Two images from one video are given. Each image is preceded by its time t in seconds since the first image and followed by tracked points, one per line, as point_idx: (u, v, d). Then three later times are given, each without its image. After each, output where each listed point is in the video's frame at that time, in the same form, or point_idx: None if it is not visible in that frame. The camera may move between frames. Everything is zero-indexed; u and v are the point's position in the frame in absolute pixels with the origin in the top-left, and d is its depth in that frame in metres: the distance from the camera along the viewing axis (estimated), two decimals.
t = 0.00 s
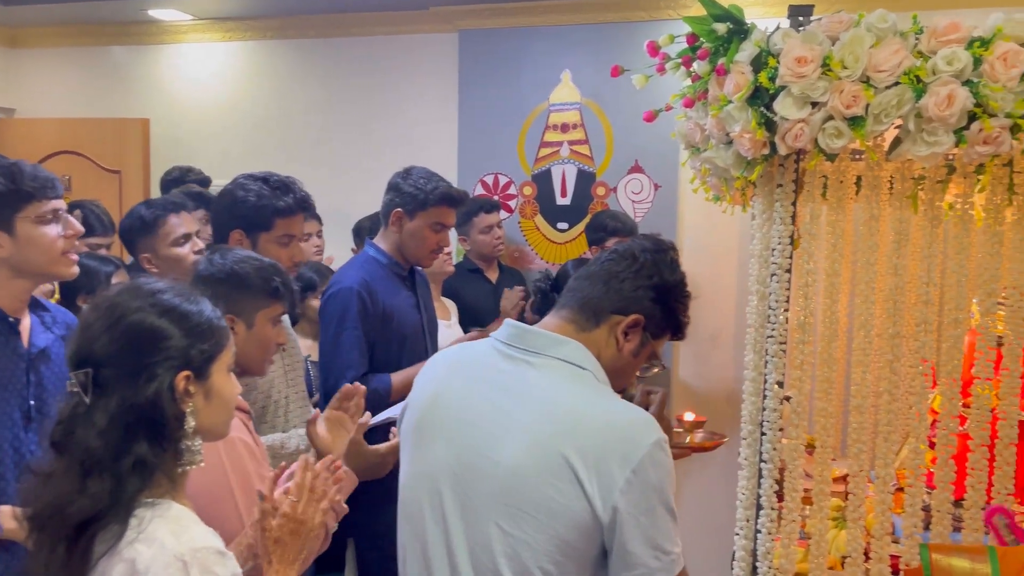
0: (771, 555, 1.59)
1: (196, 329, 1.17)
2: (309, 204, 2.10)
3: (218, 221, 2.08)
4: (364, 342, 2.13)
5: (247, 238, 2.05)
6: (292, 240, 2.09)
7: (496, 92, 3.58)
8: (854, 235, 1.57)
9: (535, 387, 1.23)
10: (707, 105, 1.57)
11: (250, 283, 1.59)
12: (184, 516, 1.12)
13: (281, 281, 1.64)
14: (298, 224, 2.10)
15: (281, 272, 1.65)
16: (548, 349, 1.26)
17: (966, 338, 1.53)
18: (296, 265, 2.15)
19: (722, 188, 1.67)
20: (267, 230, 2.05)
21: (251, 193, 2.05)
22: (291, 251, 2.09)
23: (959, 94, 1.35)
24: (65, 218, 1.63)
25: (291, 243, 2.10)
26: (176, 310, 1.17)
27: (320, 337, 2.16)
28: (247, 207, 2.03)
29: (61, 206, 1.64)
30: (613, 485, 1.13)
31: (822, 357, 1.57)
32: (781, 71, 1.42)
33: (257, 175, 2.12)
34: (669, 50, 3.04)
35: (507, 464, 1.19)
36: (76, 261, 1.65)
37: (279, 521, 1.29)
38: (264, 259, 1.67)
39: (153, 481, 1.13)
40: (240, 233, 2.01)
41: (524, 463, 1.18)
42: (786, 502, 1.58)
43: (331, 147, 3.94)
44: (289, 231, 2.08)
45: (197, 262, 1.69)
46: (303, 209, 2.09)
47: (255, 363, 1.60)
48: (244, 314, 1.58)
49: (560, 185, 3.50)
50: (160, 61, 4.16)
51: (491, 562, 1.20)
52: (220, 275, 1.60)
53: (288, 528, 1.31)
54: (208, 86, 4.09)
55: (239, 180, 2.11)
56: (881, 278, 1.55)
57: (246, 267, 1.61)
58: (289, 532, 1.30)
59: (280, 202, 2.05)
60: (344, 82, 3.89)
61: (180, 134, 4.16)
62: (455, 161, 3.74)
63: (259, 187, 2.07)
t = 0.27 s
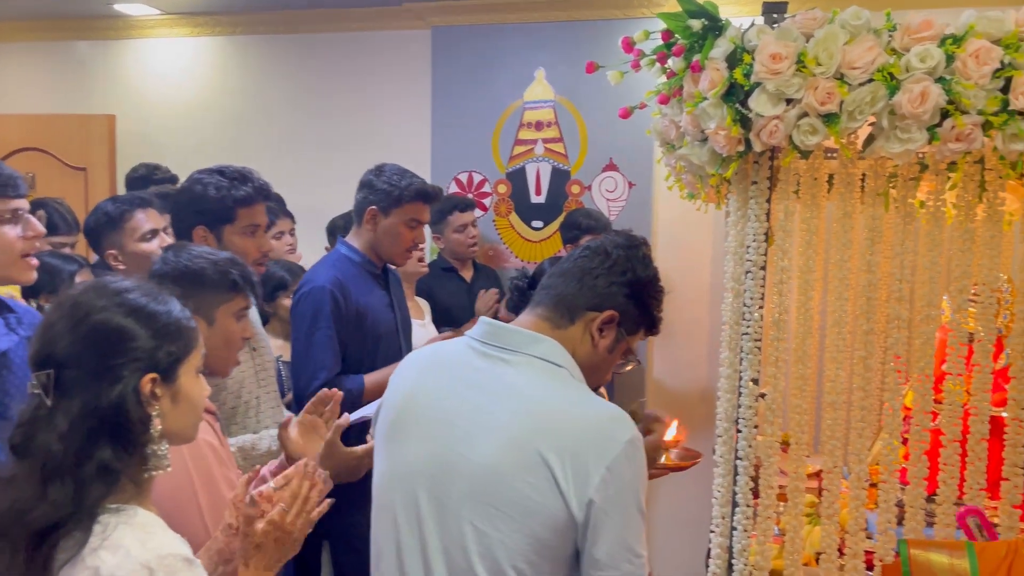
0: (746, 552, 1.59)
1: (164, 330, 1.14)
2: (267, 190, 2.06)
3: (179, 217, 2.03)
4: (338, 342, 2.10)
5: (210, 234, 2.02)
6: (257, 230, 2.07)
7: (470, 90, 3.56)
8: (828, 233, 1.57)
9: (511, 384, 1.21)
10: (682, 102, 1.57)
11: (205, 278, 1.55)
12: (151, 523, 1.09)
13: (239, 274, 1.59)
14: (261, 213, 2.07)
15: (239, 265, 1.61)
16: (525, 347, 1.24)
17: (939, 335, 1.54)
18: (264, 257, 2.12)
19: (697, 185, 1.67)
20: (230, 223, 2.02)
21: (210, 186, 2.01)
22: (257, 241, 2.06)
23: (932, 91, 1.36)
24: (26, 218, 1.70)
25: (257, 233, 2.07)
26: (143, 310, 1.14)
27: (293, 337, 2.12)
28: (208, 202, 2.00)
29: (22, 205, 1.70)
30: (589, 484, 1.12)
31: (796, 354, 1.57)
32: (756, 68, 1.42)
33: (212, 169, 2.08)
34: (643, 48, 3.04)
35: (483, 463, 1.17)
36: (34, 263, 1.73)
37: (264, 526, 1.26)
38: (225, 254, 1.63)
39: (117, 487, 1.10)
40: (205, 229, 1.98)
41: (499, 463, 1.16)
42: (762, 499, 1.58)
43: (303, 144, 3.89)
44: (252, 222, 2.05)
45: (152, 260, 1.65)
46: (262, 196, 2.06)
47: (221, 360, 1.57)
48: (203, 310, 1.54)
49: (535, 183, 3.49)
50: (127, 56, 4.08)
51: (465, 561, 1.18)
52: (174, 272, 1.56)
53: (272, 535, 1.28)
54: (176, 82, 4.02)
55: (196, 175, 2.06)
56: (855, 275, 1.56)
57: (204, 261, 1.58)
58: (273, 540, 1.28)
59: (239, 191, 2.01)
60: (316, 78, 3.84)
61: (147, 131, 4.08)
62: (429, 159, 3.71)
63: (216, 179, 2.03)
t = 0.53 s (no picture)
0: (725, 551, 1.59)
1: (135, 331, 1.12)
2: (238, 185, 2.04)
3: (149, 215, 2.00)
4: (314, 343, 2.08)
5: (182, 232, 1.99)
6: (228, 227, 2.04)
7: (447, 88, 3.54)
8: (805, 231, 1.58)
9: (483, 381, 1.20)
10: (660, 101, 1.56)
11: (169, 275, 1.52)
12: (120, 528, 1.07)
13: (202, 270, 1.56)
14: (231, 208, 2.04)
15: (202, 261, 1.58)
16: (499, 344, 1.23)
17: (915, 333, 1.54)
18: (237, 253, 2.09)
19: (675, 183, 1.67)
20: (201, 219, 1.99)
21: (179, 183, 1.98)
22: (228, 238, 2.03)
23: (907, 90, 1.36)
24: None
25: (228, 229, 2.04)
26: (114, 310, 1.11)
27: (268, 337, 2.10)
28: (178, 198, 1.96)
29: None
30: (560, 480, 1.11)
31: (773, 352, 1.57)
32: (733, 66, 1.42)
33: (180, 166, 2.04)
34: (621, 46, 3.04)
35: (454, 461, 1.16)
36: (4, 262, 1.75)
37: (215, 536, 1.24)
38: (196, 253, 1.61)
39: (86, 492, 1.08)
40: (174, 228, 1.95)
41: (471, 460, 1.15)
42: (740, 497, 1.59)
43: (279, 141, 3.85)
44: (224, 219, 2.02)
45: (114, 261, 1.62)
46: (233, 191, 2.03)
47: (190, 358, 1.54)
48: (168, 308, 1.51)
49: (512, 182, 3.48)
50: (97, 53, 4.01)
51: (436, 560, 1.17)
52: (136, 271, 1.53)
53: (222, 545, 1.25)
54: (148, 79, 3.96)
55: (164, 172, 2.03)
56: (831, 273, 1.56)
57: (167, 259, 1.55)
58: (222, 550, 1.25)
59: (207, 187, 1.98)
60: (292, 75, 3.80)
61: (119, 129, 4.02)
62: (406, 158, 3.69)
63: (184, 176, 1.99)
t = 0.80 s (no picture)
0: (696, 549, 1.60)
1: (96, 334, 1.10)
2: (206, 185, 2.01)
3: (114, 214, 1.97)
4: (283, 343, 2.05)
5: (148, 232, 1.96)
6: (196, 227, 1.99)
7: (418, 87, 3.52)
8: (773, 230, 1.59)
9: (429, 378, 1.19)
10: (631, 100, 1.56)
11: (109, 278, 1.47)
12: (81, 537, 1.05)
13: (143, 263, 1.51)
14: (200, 209, 1.99)
15: (140, 253, 1.52)
16: (444, 338, 1.22)
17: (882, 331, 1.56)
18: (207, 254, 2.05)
19: (646, 183, 1.68)
20: (168, 219, 1.95)
21: (145, 182, 1.95)
22: (196, 239, 1.98)
23: (873, 90, 1.37)
24: None
25: (195, 230, 1.99)
26: (75, 312, 1.09)
27: (237, 338, 2.07)
28: (146, 198, 1.93)
29: None
30: (506, 472, 1.11)
31: (743, 351, 1.58)
32: (703, 66, 1.43)
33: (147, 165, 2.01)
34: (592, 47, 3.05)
35: (404, 460, 1.17)
36: None
37: (200, 544, 1.23)
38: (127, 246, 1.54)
39: (45, 500, 1.05)
40: (140, 228, 1.92)
41: (419, 458, 1.15)
42: (711, 495, 1.59)
43: (248, 140, 3.81)
44: (191, 218, 1.98)
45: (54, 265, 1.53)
46: (201, 191, 2.00)
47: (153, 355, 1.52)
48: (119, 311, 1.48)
49: (484, 182, 3.47)
50: (60, 49, 3.94)
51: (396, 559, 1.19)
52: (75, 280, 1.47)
53: (209, 552, 1.24)
54: (113, 77, 3.89)
55: (129, 171, 1.99)
56: (800, 272, 1.58)
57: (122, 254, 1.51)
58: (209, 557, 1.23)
59: (176, 186, 1.95)
60: (261, 74, 3.76)
61: (83, 127, 3.94)
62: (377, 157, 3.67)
63: (152, 175, 1.97)
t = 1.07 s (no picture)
0: (669, 547, 1.61)
1: (61, 338, 1.08)
2: (179, 188, 2.00)
3: (83, 216, 1.93)
4: (254, 346, 2.03)
5: (118, 234, 1.92)
6: (168, 230, 1.97)
7: (391, 87, 3.50)
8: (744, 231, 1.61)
9: (377, 379, 1.21)
10: (603, 101, 1.57)
11: (66, 280, 1.44)
12: (49, 544, 1.03)
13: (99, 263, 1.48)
14: (172, 212, 1.97)
15: (94, 252, 1.49)
16: (388, 337, 1.23)
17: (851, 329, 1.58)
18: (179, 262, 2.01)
19: (619, 184, 1.69)
20: (140, 222, 1.92)
21: (117, 184, 1.92)
22: (168, 241, 1.95)
23: (842, 92, 1.39)
24: None
25: (167, 232, 1.97)
26: (39, 316, 1.07)
27: (207, 340, 2.05)
28: (118, 200, 1.90)
29: None
30: (453, 469, 1.13)
31: (715, 350, 1.60)
32: (675, 69, 1.43)
33: (119, 166, 1.99)
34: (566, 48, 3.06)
35: (358, 460, 1.20)
36: None
37: (150, 544, 1.23)
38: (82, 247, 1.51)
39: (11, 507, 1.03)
40: (112, 230, 1.88)
41: (371, 458, 1.18)
42: (684, 494, 1.61)
43: (219, 140, 3.77)
44: (163, 221, 1.95)
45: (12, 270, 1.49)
46: (174, 194, 1.99)
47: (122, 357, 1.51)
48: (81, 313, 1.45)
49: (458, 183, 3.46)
50: (26, 47, 3.87)
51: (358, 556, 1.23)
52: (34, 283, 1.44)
53: (161, 549, 1.24)
54: (80, 76, 3.83)
55: (100, 172, 1.96)
56: (770, 272, 1.59)
57: (86, 255, 1.48)
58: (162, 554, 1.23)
59: (149, 188, 1.93)
60: (232, 73, 3.72)
61: (49, 127, 3.88)
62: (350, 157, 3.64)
63: (125, 176, 1.95)
